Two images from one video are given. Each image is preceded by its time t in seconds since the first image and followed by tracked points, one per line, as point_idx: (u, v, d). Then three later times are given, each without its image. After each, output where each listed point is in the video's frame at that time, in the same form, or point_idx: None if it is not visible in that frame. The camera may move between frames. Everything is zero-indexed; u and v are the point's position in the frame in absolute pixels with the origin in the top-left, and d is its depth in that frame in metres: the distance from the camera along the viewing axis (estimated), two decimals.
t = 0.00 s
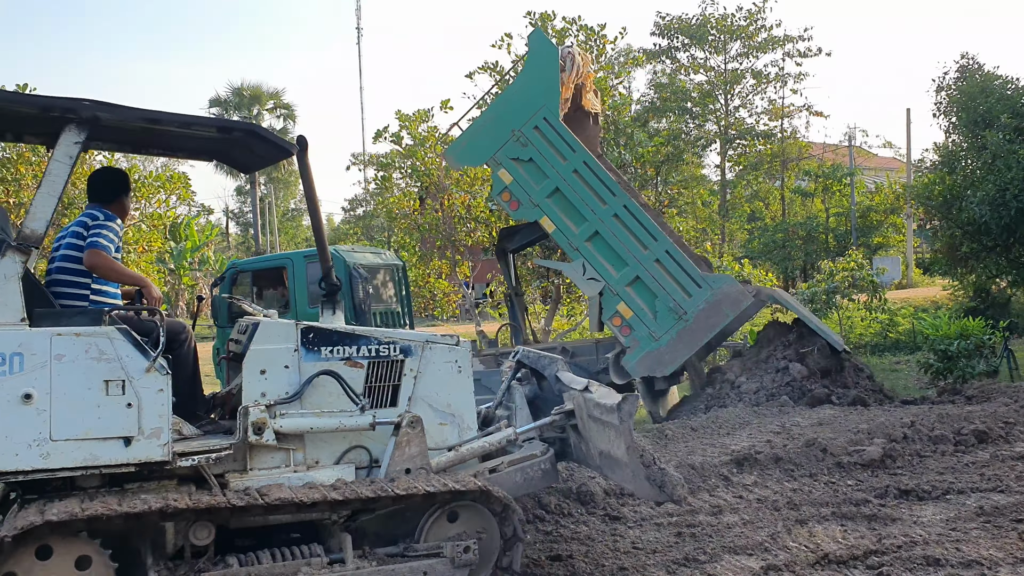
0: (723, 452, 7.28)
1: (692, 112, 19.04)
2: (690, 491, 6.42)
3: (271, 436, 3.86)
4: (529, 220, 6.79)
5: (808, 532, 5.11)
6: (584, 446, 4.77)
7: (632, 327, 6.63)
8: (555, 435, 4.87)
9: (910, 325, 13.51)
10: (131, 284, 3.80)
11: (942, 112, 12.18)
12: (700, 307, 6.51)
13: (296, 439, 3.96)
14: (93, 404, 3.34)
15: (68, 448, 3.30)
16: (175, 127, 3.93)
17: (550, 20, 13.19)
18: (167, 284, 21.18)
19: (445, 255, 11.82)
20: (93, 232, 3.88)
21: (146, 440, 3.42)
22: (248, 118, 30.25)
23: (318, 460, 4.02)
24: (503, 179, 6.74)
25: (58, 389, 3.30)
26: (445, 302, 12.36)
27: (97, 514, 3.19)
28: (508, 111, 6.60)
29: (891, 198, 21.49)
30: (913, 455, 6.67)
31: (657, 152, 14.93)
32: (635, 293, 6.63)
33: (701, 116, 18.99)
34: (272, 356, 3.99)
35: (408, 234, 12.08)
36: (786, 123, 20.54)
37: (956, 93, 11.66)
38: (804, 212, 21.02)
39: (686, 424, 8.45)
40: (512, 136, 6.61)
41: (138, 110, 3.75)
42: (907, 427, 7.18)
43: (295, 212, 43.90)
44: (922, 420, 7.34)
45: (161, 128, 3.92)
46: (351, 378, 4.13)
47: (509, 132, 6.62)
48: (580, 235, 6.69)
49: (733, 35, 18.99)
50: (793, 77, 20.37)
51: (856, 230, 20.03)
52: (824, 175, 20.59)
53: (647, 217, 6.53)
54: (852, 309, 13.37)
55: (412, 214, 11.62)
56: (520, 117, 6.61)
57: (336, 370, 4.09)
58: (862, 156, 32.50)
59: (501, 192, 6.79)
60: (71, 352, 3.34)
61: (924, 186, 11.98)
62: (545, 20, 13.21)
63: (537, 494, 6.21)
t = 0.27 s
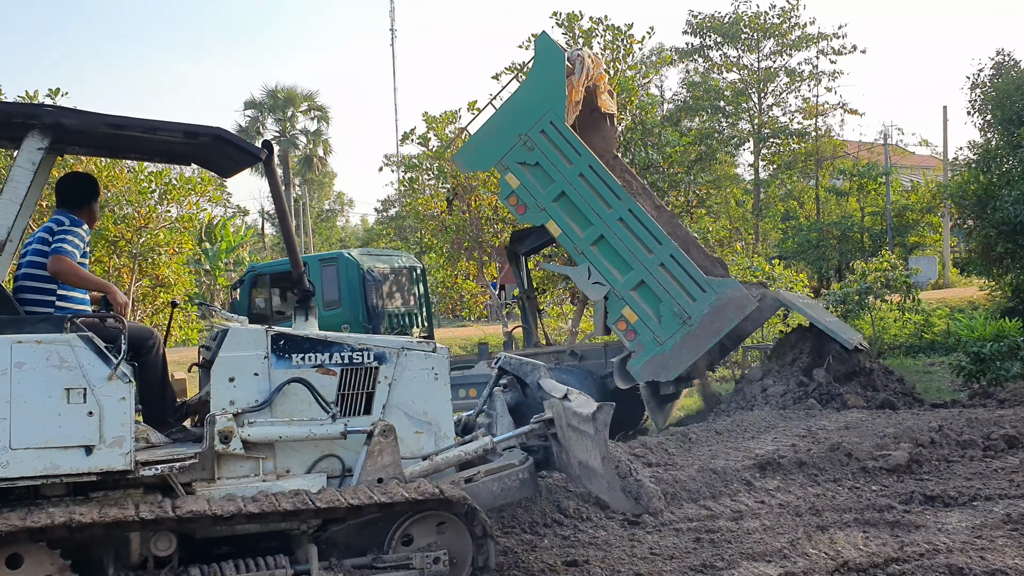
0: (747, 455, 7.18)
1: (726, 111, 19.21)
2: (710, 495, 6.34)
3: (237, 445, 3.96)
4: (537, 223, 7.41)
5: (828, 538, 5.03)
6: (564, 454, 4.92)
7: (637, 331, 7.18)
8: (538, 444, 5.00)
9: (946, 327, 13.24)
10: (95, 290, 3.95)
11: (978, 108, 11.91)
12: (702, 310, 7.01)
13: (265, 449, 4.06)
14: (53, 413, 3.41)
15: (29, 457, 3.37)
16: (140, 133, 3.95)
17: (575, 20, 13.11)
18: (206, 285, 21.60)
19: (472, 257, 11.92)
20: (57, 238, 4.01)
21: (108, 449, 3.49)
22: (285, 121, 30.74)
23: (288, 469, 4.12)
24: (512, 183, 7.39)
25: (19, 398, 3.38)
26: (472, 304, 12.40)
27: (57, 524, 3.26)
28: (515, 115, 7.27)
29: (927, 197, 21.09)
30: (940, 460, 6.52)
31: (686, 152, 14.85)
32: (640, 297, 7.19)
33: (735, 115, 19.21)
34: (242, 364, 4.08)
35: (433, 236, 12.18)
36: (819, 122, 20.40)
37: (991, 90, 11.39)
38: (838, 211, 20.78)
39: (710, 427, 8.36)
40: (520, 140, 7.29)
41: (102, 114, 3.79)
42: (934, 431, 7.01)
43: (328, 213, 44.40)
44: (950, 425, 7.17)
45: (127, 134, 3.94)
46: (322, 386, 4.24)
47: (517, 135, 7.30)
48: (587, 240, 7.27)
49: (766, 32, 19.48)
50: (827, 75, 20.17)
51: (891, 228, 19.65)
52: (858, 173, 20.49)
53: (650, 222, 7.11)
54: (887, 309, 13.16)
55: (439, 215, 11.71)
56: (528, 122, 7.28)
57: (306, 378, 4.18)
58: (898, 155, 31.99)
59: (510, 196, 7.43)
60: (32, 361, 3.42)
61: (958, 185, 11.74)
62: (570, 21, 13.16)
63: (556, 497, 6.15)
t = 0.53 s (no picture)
0: (775, 461, 7.06)
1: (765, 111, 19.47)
2: (735, 502, 6.25)
3: (210, 455, 4.08)
4: (547, 228, 7.81)
5: (854, 547, 4.98)
6: (546, 464, 5.69)
7: (646, 338, 7.45)
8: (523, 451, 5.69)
9: (987, 329, 12.94)
10: (69, 300, 4.07)
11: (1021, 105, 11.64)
12: (710, 319, 7.16)
13: (241, 459, 4.17)
14: (22, 425, 3.52)
15: None
16: (113, 143, 4.09)
17: (607, 21, 13.06)
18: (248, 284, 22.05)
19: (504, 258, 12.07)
20: (34, 247, 4.14)
21: (76, 460, 3.56)
22: (324, 123, 31.29)
23: (264, 479, 4.23)
24: (524, 189, 7.83)
25: None
26: (504, 304, 13.00)
27: (21, 536, 3.34)
28: (527, 123, 7.72)
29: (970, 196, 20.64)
30: (973, 468, 6.35)
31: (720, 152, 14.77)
32: (648, 304, 7.43)
33: (774, 112, 19.31)
34: (216, 374, 4.22)
35: (464, 237, 12.31)
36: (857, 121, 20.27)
37: None
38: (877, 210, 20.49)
39: (739, 431, 8.24)
40: (532, 146, 7.72)
41: (70, 125, 3.94)
42: (966, 438, 6.83)
43: (366, 214, 44.88)
44: (985, 431, 6.97)
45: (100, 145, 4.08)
46: (298, 395, 4.35)
47: (528, 142, 7.75)
48: (595, 246, 7.59)
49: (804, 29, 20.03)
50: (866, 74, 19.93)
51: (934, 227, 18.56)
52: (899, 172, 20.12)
53: (657, 229, 7.30)
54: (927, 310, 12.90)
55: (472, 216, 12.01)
56: (539, 130, 7.71)
57: (281, 388, 4.30)
58: (940, 155, 31.43)
59: (522, 202, 7.89)
60: (3, 372, 3.54)
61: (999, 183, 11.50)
62: (602, 22, 13.11)
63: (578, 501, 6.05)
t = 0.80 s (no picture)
0: (800, 465, 6.95)
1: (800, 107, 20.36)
2: (758, 506, 6.16)
3: (179, 465, 4.18)
4: (554, 233, 7.95)
5: (877, 554, 4.95)
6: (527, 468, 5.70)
7: (650, 343, 7.53)
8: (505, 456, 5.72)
9: None
10: (37, 307, 4.21)
11: None
12: (712, 325, 7.14)
13: (213, 467, 4.30)
14: None
15: None
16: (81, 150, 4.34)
17: (635, 21, 13.00)
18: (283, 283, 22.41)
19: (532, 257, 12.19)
20: (7, 254, 4.32)
21: (42, 470, 3.76)
22: (358, 123, 31.67)
23: (237, 487, 4.36)
24: (531, 194, 7.98)
25: None
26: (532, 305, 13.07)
27: None
28: (534, 129, 7.86)
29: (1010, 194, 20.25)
30: (1003, 473, 6.20)
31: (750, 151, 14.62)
32: (653, 310, 7.49)
33: (809, 110, 20.53)
34: (188, 383, 4.34)
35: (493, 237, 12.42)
36: (893, 119, 20.16)
37: None
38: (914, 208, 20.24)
39: (764, 434, 8.13)
40: (538, 151, 7.86)
41: (37, 134, 4.17)
42: (996, 442, 6.66)
43: (399, 213, 45.22)
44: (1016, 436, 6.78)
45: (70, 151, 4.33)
46: (270, 403, 4.46)
47: (535, 148, 7.89)
48: (600, 251, 7.69)
49: (840, 27, 20.64)
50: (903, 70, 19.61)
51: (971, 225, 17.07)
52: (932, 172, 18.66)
53: (660, 235, 7.32)
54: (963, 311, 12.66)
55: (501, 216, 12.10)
56: (545, 135, 7.84)
57: (252, 397, 4.41)
58: (980, 151, 30.81)
59: (529, 207, 8.04)
60: None
61: None
62: (631, 21, 13.05)
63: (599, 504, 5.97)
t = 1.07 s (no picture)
0: (818, 466, 6.87)
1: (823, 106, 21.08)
2: (773, 507, 6.09)
3: (145, 469, 4.13)
4: (555, 236, 7.97)
5: (892, 556, 4.89)
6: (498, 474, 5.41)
7: (647, 347, 7.45)
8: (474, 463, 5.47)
9: None
10: None
11: None
12: (707, 329, 7.03)
13: (181, 472, 4.22)
14: None
15: None
16: (43, 152, 4.34)
17: (656, 18, 12.91)
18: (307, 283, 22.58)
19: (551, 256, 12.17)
20: None
21: (6, 475, 3.82)
22: (381, 123, 31.81)
23: (206, 492, 4.29)
24: (533, 197, 8.03)
25: None
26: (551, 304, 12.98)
27: None
28: (535, 132, 7.92)
29: None
30: None
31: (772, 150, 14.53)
32: (650, 313, 7.42)
33: (833, 109, 20.80)
34: (153, 387, 4.25)
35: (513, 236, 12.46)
36: (920, 116, 20.01)
37: None
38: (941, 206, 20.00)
39: (783, 435, 8.04)
40: (539, 155, 7.91)
41: None
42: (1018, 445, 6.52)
43: (421, 212, 45.46)
44: None
45: (31, 155, 4.32)
46: (240, 405, 4.36)
47: (536, 151, 7.94)
48: (600, 254, 7.67)
49: (867, 25, 20.84)
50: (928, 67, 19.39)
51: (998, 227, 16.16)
52: (962, 169, 17.57)
53: (658, 238, 7.27)
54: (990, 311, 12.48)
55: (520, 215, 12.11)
56: (546, 139, 7.88)
57: (220, 400, 4.31)
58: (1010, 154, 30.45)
59: (531, 210, 8.09)
60: None
61: None
62: (651, 19, 12.97)
63: (613, 505, 5.93)
